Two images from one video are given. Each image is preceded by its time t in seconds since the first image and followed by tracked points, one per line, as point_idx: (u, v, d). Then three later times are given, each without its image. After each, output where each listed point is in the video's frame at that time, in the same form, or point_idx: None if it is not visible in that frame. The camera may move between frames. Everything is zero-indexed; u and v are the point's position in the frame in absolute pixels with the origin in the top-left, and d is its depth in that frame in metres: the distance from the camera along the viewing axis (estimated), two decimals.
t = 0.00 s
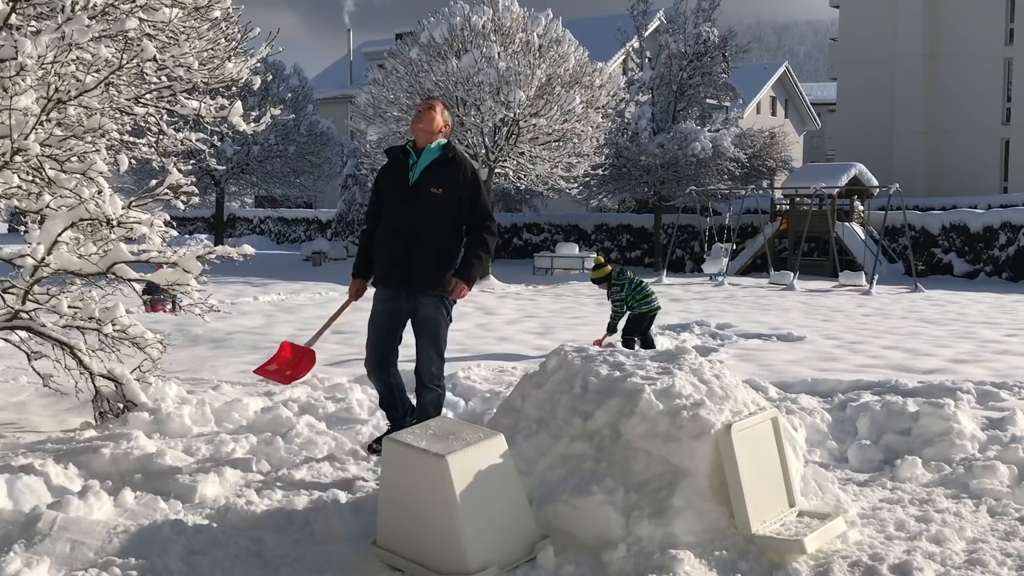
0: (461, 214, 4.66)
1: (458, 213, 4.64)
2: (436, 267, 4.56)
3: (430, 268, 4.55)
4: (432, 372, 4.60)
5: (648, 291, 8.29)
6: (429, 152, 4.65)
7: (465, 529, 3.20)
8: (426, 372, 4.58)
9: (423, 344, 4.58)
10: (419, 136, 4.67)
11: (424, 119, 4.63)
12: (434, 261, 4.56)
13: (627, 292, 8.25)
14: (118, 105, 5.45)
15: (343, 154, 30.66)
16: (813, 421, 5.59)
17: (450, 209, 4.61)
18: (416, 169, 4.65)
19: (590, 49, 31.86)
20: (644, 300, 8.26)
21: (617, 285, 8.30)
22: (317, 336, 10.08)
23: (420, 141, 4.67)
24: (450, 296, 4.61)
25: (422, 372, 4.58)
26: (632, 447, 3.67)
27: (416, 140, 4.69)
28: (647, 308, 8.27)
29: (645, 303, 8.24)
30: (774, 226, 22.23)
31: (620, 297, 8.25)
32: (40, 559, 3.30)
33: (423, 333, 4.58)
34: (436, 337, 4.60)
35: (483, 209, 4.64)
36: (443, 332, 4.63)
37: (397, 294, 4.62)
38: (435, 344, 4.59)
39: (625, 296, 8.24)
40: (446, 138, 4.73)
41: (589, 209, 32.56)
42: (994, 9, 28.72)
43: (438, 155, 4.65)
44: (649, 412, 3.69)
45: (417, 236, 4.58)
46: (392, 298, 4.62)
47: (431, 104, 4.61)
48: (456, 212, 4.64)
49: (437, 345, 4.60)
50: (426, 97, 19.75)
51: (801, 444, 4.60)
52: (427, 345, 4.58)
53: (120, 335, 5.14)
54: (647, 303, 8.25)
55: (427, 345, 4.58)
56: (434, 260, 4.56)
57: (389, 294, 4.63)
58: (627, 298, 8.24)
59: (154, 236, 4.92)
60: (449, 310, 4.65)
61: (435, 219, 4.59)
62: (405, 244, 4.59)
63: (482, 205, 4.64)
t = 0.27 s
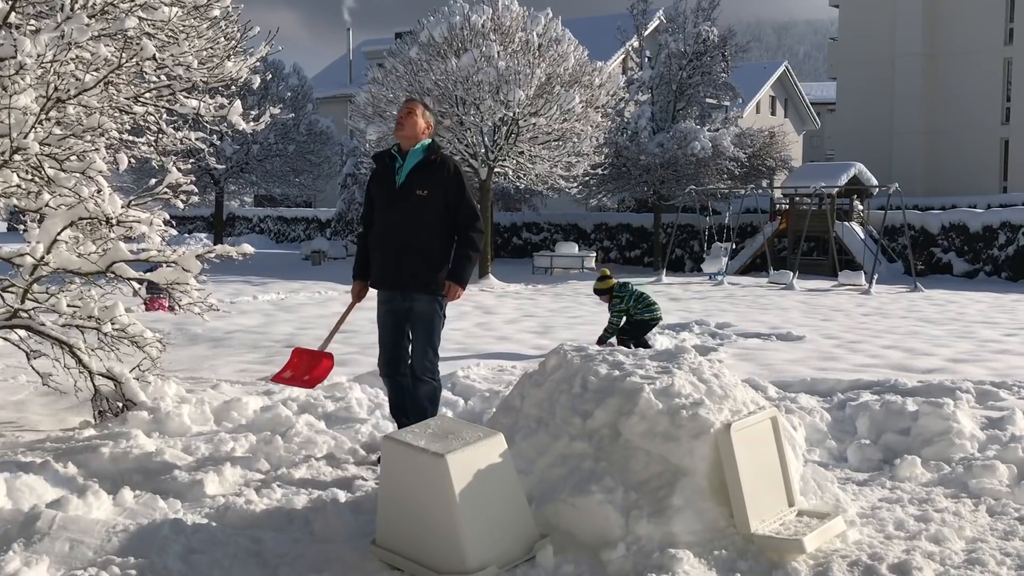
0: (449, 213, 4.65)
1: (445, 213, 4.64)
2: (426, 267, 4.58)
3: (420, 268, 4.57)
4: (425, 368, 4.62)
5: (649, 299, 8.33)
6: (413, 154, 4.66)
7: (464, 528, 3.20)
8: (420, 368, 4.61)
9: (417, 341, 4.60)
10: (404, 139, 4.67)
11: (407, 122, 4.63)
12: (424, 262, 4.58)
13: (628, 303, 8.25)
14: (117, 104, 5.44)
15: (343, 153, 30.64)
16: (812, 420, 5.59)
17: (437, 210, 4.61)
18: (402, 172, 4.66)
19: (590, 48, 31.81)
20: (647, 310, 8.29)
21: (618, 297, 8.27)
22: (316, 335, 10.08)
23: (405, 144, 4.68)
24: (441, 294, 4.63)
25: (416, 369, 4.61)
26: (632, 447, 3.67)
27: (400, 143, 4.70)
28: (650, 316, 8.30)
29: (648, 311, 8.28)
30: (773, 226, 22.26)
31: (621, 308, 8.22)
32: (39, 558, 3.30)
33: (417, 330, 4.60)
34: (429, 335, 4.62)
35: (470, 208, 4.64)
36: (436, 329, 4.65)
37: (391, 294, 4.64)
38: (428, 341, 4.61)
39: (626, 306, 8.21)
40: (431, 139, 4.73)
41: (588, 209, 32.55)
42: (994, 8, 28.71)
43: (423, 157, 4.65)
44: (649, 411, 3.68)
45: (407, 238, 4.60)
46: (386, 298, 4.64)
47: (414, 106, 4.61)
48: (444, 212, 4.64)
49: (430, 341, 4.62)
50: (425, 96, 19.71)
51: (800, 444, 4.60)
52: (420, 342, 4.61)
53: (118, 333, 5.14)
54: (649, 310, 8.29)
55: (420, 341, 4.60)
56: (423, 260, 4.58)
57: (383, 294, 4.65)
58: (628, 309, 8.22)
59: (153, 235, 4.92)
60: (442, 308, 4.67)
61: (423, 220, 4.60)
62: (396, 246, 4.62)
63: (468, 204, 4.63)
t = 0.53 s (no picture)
0: (443, 210, 4.64)
1: (440, 210, 4.63)
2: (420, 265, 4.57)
3: (415, 265, 4.57)
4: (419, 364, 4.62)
5: (654, 300, 8.34)
6: (405, 152, 4.64)
7: (464, 527, 3.20)
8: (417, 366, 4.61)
9: (412, 337, 4.59)
10: (396, 137, 4.66)
11: (399, 120, 4.62)
12: (419, 259, 4.57)
13: (633, 299, 8.30)
14: (118, 103, 5.44)
15: (342, 152, 30.63)
16: (813, 419, 5.59)
17: (431, 208, 4.60)
18: (396, 170, 4.65)
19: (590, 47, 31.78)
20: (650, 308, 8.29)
21: (625, 291, 8.36)
22: (316, 334, 10.08)
23: (398, 142, 4.67)
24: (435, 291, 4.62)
25: (408, 365, 4.59)
26: (631, 446, 3.67)
27: (392, 142, 4.69)
28: (652, 318, 8.29)
29: (651, 311, 8.27)
30: (773, 225, 22.34)
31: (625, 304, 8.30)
32: (39, 557, 3.29)
33: (411, 327, 4.59)
34: (423, 331, 4.62)
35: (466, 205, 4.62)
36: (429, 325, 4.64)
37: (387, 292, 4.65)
38: (421, 337, 4.60)
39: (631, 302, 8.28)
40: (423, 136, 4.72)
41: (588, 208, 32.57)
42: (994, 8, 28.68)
43: (415, 154, 4.64)
44: (649, 410, 3.68)
45: (400, 236, 4.60)
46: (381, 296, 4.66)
47: (405, 104, 4.61)
48: (439, 210, 4.63)
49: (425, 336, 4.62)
50: (425, 95, 19.68)
51: (800, 443, 4.59)
52: (415, 339, 4.59)
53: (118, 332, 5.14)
54: (653, 310, 8.29)
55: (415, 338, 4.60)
56: (418, 258, 4.57)
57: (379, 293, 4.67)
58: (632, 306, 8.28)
59: (154, 234, 4.94)
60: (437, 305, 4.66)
61: (417, 218, 4.60)
62: (392, 244, 4.62)
63: (463, 201, 4.62)
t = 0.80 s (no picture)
0: (441, 210, 4.65)
1: (436, 211, 4.64)
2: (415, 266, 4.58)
3: (411, 265, 4.57)
4: (414, 366, 4.63)
5: (654, 292, 8.33)
6: (403, 151, 4.65)
7: (464, 526, 3.20)
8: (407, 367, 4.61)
9: (408, 337, 4.60)
10: (395, 137, 4.67)
11: (398, 120, 4.63)
12: (416, 259, 4.57)
13: (634, 289, 8.33)
14: (119, 102, 5.45)
15: (343, 150, 30.62)
16: (813, 418, 5.59)
17: (429, 208, 4.61)
18: (394, 169, 4.66)
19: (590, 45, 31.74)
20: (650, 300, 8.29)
21: (627, 280, 8.40)
22: (317, 332, 10.07)
23: (396, 142, 4.68)
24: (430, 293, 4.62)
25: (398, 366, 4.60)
26: (632, 445, 3.67)
27: (391, 141, 4.70)
28: (653, 311, 8.28)
29: (651, 304, 8.27)
30: (774, 223, 22.32)
31: (627, 293, 8.34)
32: (40, 555, 3.30)
33: (405, 329, 4.60)
34: (416, 332, 4.62)
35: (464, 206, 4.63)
36: (422, 326, 4.64)
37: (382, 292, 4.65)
38: (414, 339, 4.60)
39: (634, 291, 8.31)
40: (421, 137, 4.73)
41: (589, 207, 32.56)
42: (995, 7, 28.66)
43: (414, 154, 4.65)
44: (649, 409, 3.68)
45: (396, 236, 4.61)
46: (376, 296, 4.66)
47: (405, 104, 4.62)
48: (436, 210, 4.64)
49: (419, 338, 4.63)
50: (426, 93, 19.66)
51: (800, 442, 4.59)
52: (406, 339, 4.60)
53: (119, 330, 5.14)
54: (653, 303, 8.29)
55: (409, 338, 4.60)
56: (414, 258, 4.58)
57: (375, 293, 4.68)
58: (634, 295, 8.31)
59: (155, 232, 4.94)
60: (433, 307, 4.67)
61: (413, 217, 4.60)
62: (387, 243, 4.63)
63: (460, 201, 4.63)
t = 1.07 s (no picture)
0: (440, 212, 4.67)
1: (434, 211, 4.66)
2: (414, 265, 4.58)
3: (409, 264, 4.58)
4: (412, 367, 4.62)
5: (655, 287, 8.32)
6: (404, 151, 4.70)
7: (465, 525, 3.20)
8: (405, 368, 4.60)
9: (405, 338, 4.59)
10: (396, 138, 4.73)
11: (399, 121, 4.70)
12: (414, 259, 4.58)
13: (634, 288, 8.31)
14: (120, 99, 5.46)
15: (345, 149, 30.63)
16: (814, 417, 5.59)
17: (428, 208, 4.64)
18: (394, 169, 4.70)
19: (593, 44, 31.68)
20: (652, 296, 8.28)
21: (625, 280, 8.40)
22: (318, 331, 10.08)
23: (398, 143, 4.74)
24: (427, 293, 4.62)
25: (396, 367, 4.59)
26: (633, 443, 3.67)
27: (393, 141, 4.75)
28: (656, 306, 8.28)
29: (653, 300, 8.26)
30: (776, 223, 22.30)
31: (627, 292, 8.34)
32: (41, 552, 3.30)
33: (403, 329, 4.59)
34: (414, 333, 4.61)
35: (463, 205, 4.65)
36: (419, 327, 4.63)
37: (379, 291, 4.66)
38: (412, 340, 4.59)
39: (634, 289, 8.31)
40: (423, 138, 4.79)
41: (591, 206, 32.57)
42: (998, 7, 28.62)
43: (414, 155, 4.70)
44: (651, 408, 3.67)
45: (394, 235, 4.63)
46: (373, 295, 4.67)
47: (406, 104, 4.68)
48: (435, 210, 4.66)
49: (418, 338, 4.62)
50: (428, 92, 19.64)
51: (802, 441, 4.60)
52: (401, 339, 4.59)
53: (121, 328, 5.14)
54: (655, 298, 8.27)
55: (407, 338, 4.59)
56: (412, 257, 4.58)
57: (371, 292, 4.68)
58: (635, 293, 8.30)
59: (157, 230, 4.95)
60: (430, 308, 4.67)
61: (411, 216, 4.62)
62: (385, 242, 4.64)
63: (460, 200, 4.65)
